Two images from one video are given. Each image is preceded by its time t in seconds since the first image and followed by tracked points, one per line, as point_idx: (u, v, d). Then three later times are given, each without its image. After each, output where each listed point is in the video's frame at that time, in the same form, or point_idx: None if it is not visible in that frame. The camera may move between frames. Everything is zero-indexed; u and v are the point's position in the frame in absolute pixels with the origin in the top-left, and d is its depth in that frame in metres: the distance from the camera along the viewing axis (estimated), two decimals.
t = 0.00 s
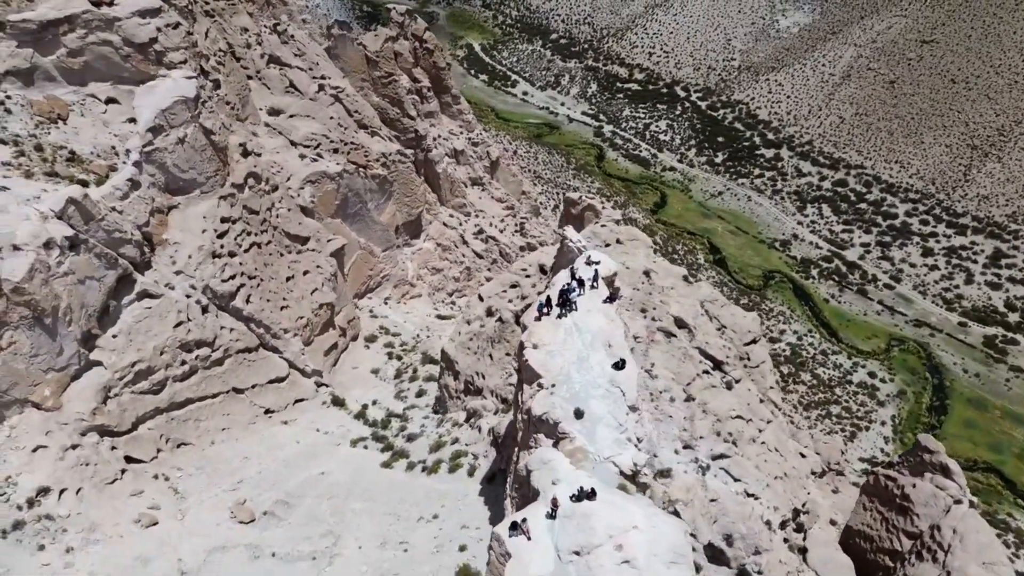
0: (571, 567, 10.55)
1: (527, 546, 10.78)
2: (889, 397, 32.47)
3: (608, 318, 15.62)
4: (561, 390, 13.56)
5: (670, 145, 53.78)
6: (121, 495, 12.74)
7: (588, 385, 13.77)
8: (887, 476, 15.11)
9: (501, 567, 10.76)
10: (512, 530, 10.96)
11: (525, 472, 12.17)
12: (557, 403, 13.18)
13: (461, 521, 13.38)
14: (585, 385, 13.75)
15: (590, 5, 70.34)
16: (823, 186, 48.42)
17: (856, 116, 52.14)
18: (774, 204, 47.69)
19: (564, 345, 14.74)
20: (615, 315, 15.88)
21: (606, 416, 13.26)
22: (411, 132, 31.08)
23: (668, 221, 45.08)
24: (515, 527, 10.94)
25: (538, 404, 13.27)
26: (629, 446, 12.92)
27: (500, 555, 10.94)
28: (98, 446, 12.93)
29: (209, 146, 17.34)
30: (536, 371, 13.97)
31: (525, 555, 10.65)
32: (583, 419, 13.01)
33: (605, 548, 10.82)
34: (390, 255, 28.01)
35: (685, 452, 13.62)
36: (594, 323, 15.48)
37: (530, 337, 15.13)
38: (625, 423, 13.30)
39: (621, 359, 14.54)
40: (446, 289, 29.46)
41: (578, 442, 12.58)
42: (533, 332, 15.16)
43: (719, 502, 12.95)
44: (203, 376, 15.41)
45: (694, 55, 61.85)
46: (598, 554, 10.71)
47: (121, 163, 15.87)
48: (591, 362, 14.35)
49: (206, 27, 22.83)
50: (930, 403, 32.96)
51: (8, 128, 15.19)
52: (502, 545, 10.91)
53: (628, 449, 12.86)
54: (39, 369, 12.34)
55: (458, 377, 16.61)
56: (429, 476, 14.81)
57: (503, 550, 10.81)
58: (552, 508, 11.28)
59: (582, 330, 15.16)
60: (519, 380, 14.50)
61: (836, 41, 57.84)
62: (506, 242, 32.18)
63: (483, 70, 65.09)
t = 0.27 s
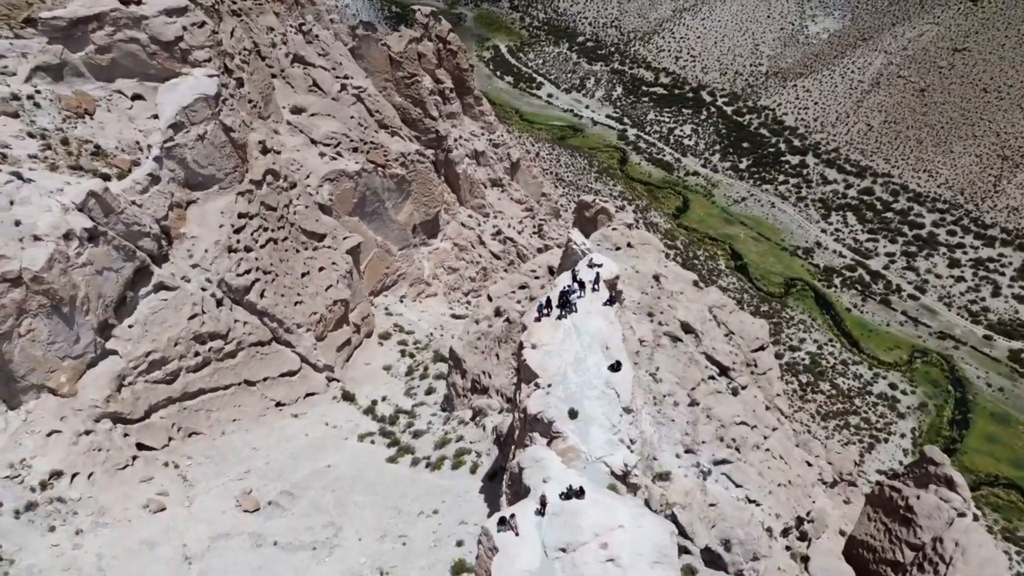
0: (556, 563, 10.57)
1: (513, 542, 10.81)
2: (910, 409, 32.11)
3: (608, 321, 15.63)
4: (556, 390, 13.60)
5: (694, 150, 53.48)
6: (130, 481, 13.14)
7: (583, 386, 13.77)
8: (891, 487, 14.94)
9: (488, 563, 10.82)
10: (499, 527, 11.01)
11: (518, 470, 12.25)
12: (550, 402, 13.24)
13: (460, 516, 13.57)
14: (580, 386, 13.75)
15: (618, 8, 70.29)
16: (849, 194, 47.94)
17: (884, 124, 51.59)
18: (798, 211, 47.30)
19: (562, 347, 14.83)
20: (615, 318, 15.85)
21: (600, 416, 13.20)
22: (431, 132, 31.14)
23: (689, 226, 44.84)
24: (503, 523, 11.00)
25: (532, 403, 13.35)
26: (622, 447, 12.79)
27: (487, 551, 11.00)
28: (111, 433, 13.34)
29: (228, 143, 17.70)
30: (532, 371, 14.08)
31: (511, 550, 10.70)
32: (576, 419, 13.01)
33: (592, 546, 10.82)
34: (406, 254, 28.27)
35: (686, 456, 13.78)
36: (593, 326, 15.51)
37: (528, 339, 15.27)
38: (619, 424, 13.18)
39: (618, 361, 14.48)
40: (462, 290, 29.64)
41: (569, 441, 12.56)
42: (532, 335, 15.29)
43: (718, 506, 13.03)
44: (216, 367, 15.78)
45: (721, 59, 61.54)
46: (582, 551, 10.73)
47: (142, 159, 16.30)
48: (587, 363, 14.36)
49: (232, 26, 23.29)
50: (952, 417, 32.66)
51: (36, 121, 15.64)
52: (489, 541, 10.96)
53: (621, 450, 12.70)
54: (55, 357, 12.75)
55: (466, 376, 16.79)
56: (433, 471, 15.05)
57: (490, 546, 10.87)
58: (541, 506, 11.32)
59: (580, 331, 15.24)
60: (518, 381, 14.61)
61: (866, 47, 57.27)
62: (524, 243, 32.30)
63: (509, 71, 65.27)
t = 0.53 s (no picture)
0: (542, 560, 10.60)
1: (501, 536, 10.91)
2: (931, 423, 31.76)
3: (608, 321, 15.30)
4: (552, 392, 13.45)
5: (718, 155, 53.20)
6: (141, 469, 13.54)
7: (578, 387, 13.54)
8: (895, 498, 14.81)
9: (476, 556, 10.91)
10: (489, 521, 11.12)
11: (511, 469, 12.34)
12: (545, 404, 13.13)
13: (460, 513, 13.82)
14: (576, 387, 13.53)
15: (645, 12, 70.17)
16: (874, 204, 47.47)
17: (913, 133, 50.97)
18: (822, 219, 46.91)
19: (559, 347, 14.58)
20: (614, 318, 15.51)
21: (594, 418, 12.99)
22: (452, 134, 31.43)
23: (710, 231, 44.60)
24: (492, 517, 11.12)
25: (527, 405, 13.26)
26: (615, 449, 12.59)
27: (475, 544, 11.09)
28: (124, 421, 13.74)
29: (247, 141, 18.06)
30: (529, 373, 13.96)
31: (498, 544, 10.79)
32: (570, 421, 12.87)
33: (579, 544, 10.87)
34: (423, 254, 28.51)
35: (688, 460, 13.95)
36: (592, 326, 15.19)
37: (526, 339, 15.06)
38: (613, 425, 12.95)
39: (615, 363, 14.14)
40: (477, 290, 29.83)
41: (562, 442, 12.48)
42: (530, 335, 15.08)
43: (718, 511, 13.17)
44: (229, 360, 16.14)
45: (748, 65, 61.18)
46: (568, 549, 10.78)
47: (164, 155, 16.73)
48: (584, 364, 14.08)
49: (257, 26, 23.73)
50: (974, 431, 32.31)
51: (63, 116, 16.07)
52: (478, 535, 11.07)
53: (613, 452, 12.52)
54: (71, 345, 13.17)
55: (473, 375, 16.98)
56: (436, 468, 15.34)
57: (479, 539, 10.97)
58: (531, 503, 11.43)
59: (580, 333, 14.91)
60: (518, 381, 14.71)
61: (896, 55, 56.59)
62: (541, 245, 32.45)
63: (534, 74, 65.41)
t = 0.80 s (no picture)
0: (528, 555, 10.83)
1: (490, 533, 11.22)
2: (952, 436, 31.28)
3: (608, 323, 15.42)
4: (549, 391, 13.63)
5: (742, 160, 52.84)
6: (152, 456, 13.94)
7: (574, 388, 13.69)
8: (899, 509, 14.65)
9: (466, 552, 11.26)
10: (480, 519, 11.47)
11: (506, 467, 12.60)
12: (541, 403, 13.32)
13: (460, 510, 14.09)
14: (572, 387, 13.70)
15: (673, 16, 70.02)
16: (901, 212, 46.95)
17: (942, 142, 50.31)
18: (846, 227, 46.46)
19: (558, 348, 14.76)
20: (613, 320, 15.61)
21: (588, 418, 13.11)
22: (472, 135, 31.66)
23: (732, 237, 44.31)
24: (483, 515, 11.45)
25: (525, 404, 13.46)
26: (606, 450, 12.65)
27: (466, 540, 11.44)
28: (136, 409, 14.14)
29: (265, 139, 18.46)
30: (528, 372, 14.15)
31: (486, 541, 11.11)
32: (565, 421, 13.03)
33: (565, 541, 11.05)
34: (439, 253, 28.70)
35: (688, 464, 14.08)
36: (592, 328, 15.34)
37: (526, 340, 15.23)
38: (605, 425, 13.02)
39: (611, 364, 14.25)
40: (492, 291, 29.98)
41: (555, 442, 12.65)
42: (530, 336, 15.26)
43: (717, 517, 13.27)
44: (241, 352, 16.49)
45: (775, 70, 60.76)
46: (555, 546, 10.96)
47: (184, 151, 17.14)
48: (580, 366, 14.24)
49: (281, 26, 24.14)
50: (996, 445, 31.86)
51: (89, 112, 16.50)
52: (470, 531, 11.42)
53: (605, 453, 12.59)
54: (87, 334, 13.56)
55: (481, 374, 17.16)
56: (439, 464, 15.62)
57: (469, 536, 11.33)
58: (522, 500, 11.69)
59: (579, 334, 15.07)
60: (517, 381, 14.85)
61: (927, 62, 55.87)
62: (558, 248, 32.56)
63: (559, 76, 65.45)
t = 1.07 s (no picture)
0: (515, 550, 11.15)
1: (480, 526, 11.56)
2: (973, 450, 30.88)
3: (607, 326, 15.62)
4: (545, 391, 13.88)
5: (767, 166, 52.45)
6: (161, 443, 14.31)
7: (570, 387, 13.93)
8: (902, 519, 14.42)
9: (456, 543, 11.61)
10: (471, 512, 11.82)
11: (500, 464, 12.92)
12: (537, 403, 13.60)
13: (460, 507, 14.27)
14: (568, 387, 13.93)
15: (701, 20, 69.71)
16: (927, 222, 46.38)
17: (971, 151, 49.60)
18: (871, 236, 45.99)
19: (556, 349, 15.01)
20: (613, 322, 15.80)
21: (582, 417, 13.31)
22: (493, 136, 31.85)
23: (753, 243, 43.97)
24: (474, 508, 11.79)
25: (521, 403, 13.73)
26: (599, 449, 12.83)
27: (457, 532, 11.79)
28: (149, 397, 14.53)
29: (284, 137, 18.75)
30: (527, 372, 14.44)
31: (476, 534, 11.45)
32: (560, 420, 13.27)
33: (553, 537, 11.35)
34: (455, 253, 28.85)
35: (689, 468, 14.16)
36: (591, 330, 15.57)
37: (525, 340, 15.51)
38: (599, 425, 13.21)
39: (607, 365, 14.45)
40: (506, 291, 30.08)
41: (548, 441, 12.88)
42: (529, 337, 15.54)
43: (715, 521, 13.34)
44: (253, 346, 16.82)
45: (803, 76, 60.27)
46: (542, 542, 11.27)
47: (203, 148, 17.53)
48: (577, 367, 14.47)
49: (304, 26, 24.54)
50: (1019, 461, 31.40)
51: (115, 108, 16.94)
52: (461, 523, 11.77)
53: (597, 452, 12.77)
54: (103, 324, 13.97)
55: (488, 373, 17.33)
56: (443, 461, 15.90)
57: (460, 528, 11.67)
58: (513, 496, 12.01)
59: (578, 336, 15.31)
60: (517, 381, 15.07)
61: (958, 71, 55.08)
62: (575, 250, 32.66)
63: (584, 79, 65.44)
